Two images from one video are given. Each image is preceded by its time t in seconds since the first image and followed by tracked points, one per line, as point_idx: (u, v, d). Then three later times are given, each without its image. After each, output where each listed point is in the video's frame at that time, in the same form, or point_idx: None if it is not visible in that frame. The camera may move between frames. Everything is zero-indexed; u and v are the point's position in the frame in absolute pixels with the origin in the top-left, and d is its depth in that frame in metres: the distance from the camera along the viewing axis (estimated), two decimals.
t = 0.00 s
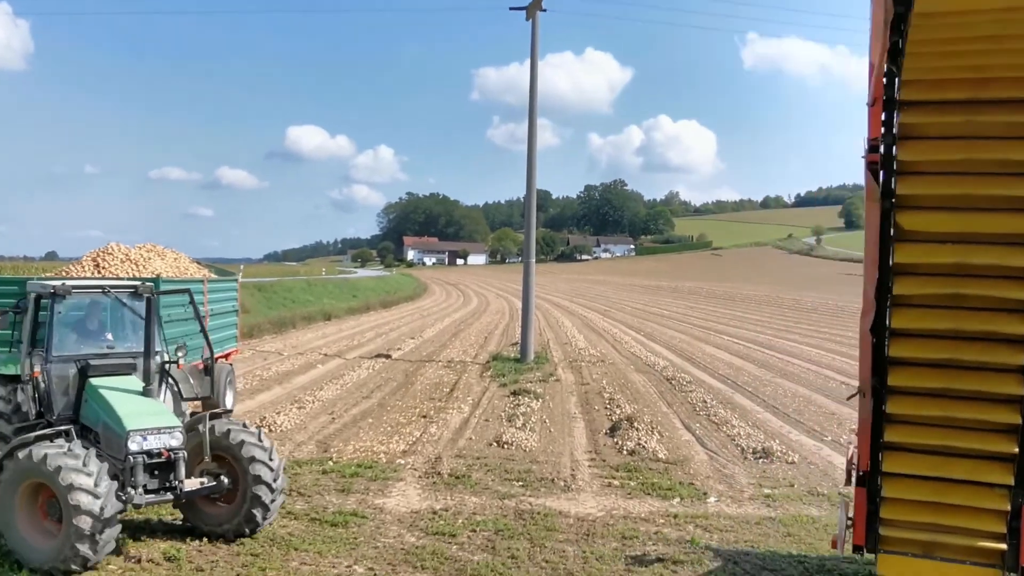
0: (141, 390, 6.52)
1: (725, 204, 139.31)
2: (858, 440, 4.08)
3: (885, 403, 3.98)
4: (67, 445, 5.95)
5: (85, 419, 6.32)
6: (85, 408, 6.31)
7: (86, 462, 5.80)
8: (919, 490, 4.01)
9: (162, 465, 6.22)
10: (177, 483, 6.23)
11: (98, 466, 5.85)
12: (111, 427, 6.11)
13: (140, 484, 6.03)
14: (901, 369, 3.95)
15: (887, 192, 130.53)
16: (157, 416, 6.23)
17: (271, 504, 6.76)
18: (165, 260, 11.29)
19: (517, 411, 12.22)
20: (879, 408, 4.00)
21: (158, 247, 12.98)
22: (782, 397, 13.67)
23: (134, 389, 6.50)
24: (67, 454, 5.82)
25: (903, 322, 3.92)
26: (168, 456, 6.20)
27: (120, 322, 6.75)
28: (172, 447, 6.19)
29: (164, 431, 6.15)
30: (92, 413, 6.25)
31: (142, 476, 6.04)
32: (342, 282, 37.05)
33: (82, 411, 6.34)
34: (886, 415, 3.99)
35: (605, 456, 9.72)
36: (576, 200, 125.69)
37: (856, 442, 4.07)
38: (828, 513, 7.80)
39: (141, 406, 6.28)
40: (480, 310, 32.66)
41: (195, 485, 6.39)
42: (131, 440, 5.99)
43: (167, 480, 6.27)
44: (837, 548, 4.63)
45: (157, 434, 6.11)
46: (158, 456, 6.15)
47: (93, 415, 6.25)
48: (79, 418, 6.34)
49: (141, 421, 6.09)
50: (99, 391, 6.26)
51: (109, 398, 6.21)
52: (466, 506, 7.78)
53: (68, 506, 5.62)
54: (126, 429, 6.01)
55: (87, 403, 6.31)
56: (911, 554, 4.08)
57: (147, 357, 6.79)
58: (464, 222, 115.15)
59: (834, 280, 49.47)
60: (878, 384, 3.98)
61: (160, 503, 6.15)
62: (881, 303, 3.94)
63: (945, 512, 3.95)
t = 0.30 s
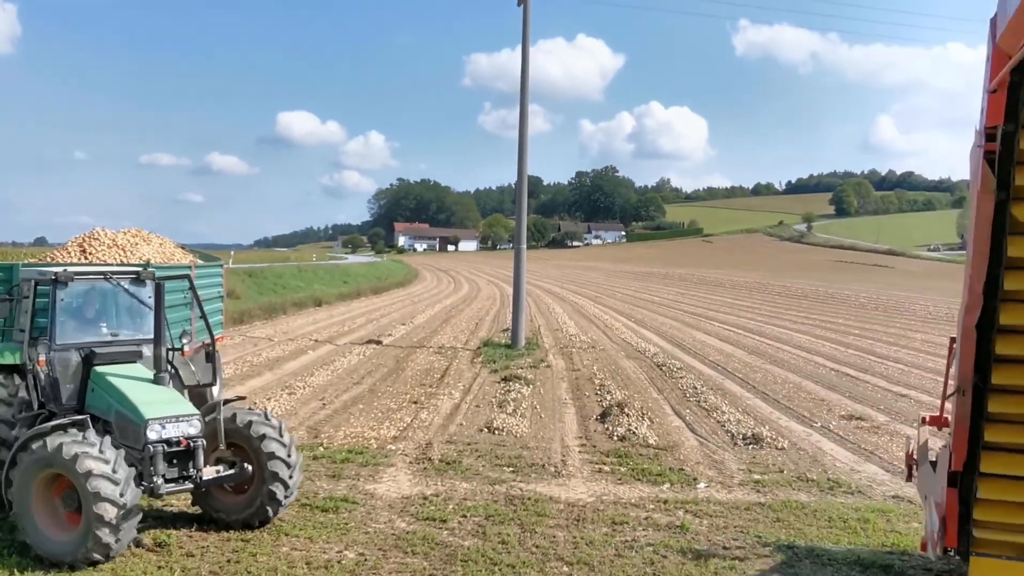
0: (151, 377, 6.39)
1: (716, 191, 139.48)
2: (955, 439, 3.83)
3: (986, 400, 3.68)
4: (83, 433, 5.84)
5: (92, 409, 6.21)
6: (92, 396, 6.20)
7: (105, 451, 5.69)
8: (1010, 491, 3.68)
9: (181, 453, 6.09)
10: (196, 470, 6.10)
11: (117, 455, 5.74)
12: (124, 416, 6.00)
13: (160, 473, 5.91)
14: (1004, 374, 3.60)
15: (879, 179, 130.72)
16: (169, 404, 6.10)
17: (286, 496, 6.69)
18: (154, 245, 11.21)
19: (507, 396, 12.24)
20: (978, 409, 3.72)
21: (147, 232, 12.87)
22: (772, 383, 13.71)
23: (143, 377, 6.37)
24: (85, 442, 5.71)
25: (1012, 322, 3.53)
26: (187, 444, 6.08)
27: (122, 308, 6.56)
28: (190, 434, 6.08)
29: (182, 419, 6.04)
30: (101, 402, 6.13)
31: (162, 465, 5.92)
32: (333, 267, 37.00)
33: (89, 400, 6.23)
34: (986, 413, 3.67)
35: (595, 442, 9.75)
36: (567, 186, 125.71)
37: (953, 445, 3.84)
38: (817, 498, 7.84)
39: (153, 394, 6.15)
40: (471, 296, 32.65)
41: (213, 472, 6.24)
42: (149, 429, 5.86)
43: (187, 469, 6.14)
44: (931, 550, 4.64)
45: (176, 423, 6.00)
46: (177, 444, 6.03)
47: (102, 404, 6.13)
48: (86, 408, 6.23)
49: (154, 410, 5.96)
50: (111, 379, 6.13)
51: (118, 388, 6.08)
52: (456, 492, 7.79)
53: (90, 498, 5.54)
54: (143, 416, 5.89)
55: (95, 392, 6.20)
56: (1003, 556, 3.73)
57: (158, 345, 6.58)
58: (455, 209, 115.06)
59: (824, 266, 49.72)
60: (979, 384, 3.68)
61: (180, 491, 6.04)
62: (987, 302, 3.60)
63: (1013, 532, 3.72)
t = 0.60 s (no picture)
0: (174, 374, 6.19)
1: (711, 184, 139.44)
2: None
3: None
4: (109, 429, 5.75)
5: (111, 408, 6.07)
6: (111, 395, 6.07)
7: (136, 449, 5.56)
8: None
9: (209, 449, 6.01)
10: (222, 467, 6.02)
11: (148, 453, 5.61)
12: (148, 413, 5.85)
13: (190, 471, 5.81)
14: None
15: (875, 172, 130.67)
16: (196, 401, 5.92)
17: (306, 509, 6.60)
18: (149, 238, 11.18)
19: (502, 390, 12.24)
20: None
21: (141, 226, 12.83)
22: (765, 376, 13.73)
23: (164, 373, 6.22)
24: (114, 438, 5.59)
25: None
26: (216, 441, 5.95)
27: (138, 303, 6.54)
28: (218, 432, 5.94)
29: (211, 415, 5.86)
30: (123, 401, 5.99)
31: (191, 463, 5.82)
32: (329, 261, 36.96)
33: (105, 397, 6.11)
34: None
35: (591, 435, 9.74)
36: (562, 180, 125.66)
37: None
38: (812, 491, 7.85)
39: (179, 391, 5.99)
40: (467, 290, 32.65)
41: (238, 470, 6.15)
42: (179, 426, 5.69)
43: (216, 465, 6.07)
44: None
45: (205, 419, 5.83)
46: (206, 441, 5.88)
47: (124, 402, 5.99)
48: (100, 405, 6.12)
49: (184, 406, 5.79)
50: (134, 376, 5.98)
51: (141, 384, 5.94)
52: (451, 485, 7.79)
53: (121, 499, 5.42)
54: (172, 413, 5.72)
55: (114, 390, 6.05)
56: None
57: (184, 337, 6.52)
58: (450, 202, 114.98)
59: (818, 260, 49.78)
60: None
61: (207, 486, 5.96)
62: None
63: None
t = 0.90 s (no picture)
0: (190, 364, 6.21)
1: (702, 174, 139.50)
2: None
3: None
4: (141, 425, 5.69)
5: (127, 402, 6.05)
6: (125, 389, 6.04)
7: (165, 443, 5.50)
8: None
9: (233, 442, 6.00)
10: (247, 460, 6.04)
11: (176, 448, 5.56)
12: (166, 406, 5.85)
13: (214, 463, 5.84)
14: None
15: (864, 162, 130.87)
16: (215, 393, 5.93)
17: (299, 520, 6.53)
18: (137, 227, 11.11)
19: (492, 379, 12.27)
20: None
21: (130, 215, 12.79)
22: (754, 366, 13.76)
23: (179, 365, 6.22)
24: (142, 432, 5.53)
25: None
26: (239, 433, 5.96)
27: (146, 294, 6.50)
28: (241, 424, 5.96)
29: (234, 408, 5.88)
30: (139, 395, 5.97)
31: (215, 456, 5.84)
32: (318, 250, 36.89)
33: (118, 391, 6.10)
34: None
35: (580, 425, 9.77)
36: (552, 170, 125.56)
37: None
38: (801, 481, 7.86)
39: (196, 383, 6.00)
40: (457, 280, 32.63)
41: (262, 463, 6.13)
42: (204, 419, 5.69)
43: (239, 457, 6.09)
44: None
45: (228, 412, 5.84)
46: (230, 433, 5.91)
47: (140, 397, 5.97)
48: (115, 399, 6.11)
49: (207, 399, 5.80)
50: (152, 371, 5.96)
51: (158, 378, 5.93)
52: (440, 474, 7.80)
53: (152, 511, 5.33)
54: (197, 405, 5.71)
55: (129, 385, 6.03)
56: None
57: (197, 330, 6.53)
58: (440, 192, 114.81)
59: (807, 251, 49.88)
60: None
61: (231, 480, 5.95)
62: None
63: None
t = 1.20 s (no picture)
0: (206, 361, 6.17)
1: (690, 168, 139.62)
2: None
3: None
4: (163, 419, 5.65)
5: (145, 396, 5.99)
6: (146, 382, 5.97)
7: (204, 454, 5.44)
8: None
9: (258, 437, 5.97)
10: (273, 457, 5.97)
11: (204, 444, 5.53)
12: (189, 402, 5.78)
13: (242, 460, 5.82)
14: None
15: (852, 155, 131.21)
16: (239, 388, 5.88)
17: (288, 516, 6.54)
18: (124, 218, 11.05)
19: (480, 372, 12.27)
20: None
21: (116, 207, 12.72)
22: (742, 359, 13.80)
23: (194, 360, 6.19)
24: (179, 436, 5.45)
25: None
26: (264, 429, 5.94)
27: (157, 287, 6.52)
28: (266, 419, 5.91)
29: (258, 403, 5.82)
30: (162, 389, 5.90)
31: (243, 452, 5.82)
32: (306, 243, 36.82)
33: (132, 387, 6.08)
34: None
35: (568, 417, 9.78)
36: (541, 163, 125.52)
37: None
38: (787, 473, 7.89)
39: (219, 378, 5.94)
40: (445, 273, 32.62)
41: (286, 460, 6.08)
42: (229, 414, 5.63)
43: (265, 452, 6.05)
44: None
45: (253, 407, 5.78)
46: (255, 429, 5.87)
47: (163, 391, 5.90)
48: (128, 395, 6.09)
49: (234, 395, 5.74)
50: (170, 367, 5.91)
51: (183, 373, 5.86)
52: (429, 467, 7.79)
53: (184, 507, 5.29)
54: (222, 401, 5.65)
55: (151, 378, 5.96)
56: None
57: (213, 325, 6.23)
58: (428, 185, 114.65)
59: (795, 244, 50.02)
60: None
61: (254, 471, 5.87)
62: None
63: None
